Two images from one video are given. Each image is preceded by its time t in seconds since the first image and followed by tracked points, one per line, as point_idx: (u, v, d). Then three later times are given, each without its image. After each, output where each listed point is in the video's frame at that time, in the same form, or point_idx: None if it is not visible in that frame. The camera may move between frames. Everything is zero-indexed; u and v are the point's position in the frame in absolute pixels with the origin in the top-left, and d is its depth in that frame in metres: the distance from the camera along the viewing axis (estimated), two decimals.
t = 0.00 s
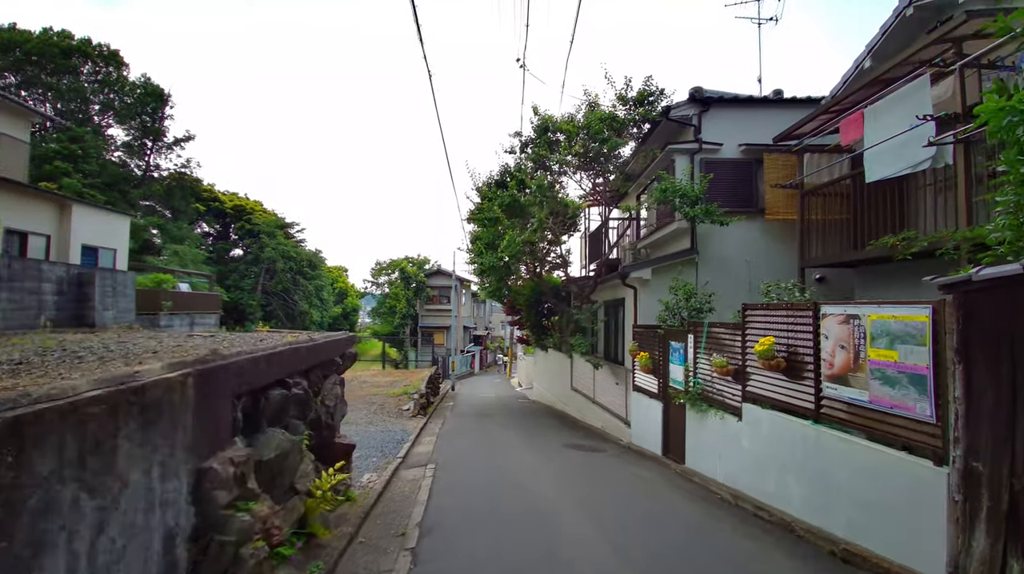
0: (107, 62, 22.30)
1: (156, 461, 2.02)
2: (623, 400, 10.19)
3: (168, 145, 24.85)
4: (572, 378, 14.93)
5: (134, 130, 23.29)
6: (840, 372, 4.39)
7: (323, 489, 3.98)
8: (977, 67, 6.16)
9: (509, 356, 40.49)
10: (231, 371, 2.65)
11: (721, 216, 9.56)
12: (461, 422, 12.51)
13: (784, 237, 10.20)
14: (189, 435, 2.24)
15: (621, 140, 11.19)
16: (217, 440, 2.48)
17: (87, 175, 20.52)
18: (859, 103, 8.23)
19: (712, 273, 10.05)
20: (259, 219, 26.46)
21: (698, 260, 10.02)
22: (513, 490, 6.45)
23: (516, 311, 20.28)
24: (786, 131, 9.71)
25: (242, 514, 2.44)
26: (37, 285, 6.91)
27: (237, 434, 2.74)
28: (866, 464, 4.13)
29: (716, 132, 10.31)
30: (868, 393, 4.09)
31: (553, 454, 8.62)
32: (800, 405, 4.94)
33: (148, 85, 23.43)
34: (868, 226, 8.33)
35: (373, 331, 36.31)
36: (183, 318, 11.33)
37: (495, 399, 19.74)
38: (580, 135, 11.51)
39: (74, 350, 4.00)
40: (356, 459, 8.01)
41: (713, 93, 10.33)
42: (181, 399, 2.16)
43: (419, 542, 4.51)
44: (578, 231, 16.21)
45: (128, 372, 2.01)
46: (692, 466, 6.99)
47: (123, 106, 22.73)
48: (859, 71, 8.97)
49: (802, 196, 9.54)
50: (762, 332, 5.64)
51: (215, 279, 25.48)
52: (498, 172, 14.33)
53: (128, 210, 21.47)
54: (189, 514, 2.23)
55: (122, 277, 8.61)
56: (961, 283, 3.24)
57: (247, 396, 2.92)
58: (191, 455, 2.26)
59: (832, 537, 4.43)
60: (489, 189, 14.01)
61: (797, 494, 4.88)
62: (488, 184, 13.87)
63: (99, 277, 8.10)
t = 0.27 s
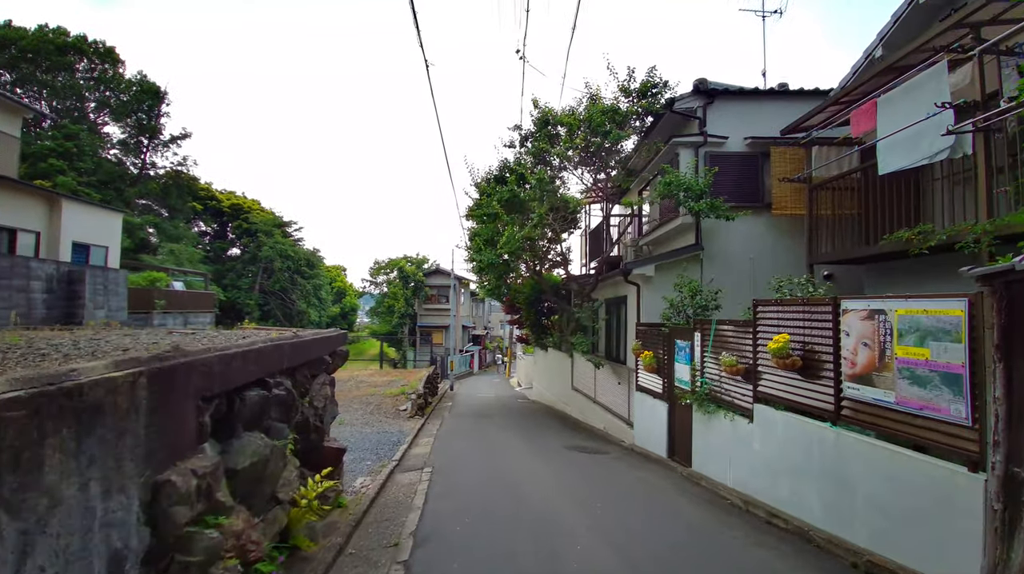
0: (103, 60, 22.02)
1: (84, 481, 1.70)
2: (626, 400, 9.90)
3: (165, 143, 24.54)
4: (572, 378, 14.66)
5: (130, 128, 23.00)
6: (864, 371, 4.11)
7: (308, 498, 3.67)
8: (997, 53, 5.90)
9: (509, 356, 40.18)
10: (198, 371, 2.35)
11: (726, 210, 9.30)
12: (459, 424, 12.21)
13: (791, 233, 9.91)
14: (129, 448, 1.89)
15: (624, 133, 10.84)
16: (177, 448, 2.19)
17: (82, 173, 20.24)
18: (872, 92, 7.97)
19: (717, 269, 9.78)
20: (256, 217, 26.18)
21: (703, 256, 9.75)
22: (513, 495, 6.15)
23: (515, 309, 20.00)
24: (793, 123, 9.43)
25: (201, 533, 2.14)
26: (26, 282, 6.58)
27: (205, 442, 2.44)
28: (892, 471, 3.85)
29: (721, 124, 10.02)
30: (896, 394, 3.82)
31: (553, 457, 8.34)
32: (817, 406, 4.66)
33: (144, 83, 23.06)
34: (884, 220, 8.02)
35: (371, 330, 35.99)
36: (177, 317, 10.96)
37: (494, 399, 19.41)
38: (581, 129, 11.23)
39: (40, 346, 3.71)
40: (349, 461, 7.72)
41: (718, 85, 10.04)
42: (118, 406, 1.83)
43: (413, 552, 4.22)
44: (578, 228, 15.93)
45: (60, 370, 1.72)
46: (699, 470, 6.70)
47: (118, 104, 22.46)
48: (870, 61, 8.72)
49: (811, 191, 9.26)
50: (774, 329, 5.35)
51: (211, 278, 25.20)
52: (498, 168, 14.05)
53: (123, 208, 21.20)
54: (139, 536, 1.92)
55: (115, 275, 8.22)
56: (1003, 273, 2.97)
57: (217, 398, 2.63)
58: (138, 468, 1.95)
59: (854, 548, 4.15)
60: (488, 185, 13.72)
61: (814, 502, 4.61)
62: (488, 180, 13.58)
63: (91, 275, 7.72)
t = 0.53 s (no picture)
0: (101, 58, 21.70)
1: (18, 505, 1.45)
2: (631, 401, 9.66)
3: (163, 142, 24.24)
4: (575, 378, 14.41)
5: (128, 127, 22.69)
6: (892, 373, 3.88)
7: (299, 510, 3.41)
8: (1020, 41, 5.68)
9: (509, 355, 39.98)
10: (169, 375, 2.10)
11: (733, 206, 9.05)
12: (458, 425, 11.94)
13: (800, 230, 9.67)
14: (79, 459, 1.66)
15: (629, 128, 10.51)
16: (146, 460, 1.95)
17: (78, 172, 19.96)
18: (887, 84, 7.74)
19: (724, 267, 9.53)
20: (256, 217, 25.99)
21: (709, 253, 9.50)
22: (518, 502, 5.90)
23: (515, 309, 19.75)
24: (803, 117, 9.19)
25: (172, 558, 1.88)
26: (18, 282, 5.99)
27: (179, 454, 2.19)
28: (923, 479, 3.64)
29: (728, 119, 9.76)
30: (930, 397, 3.59)
31: (557, 460, 8.09)
32: (841, 409, 4.42)
33: (142, 81, 22.63)
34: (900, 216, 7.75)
35: (370, 330, 35.73)
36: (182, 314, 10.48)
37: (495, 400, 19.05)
38: (584, 125, 10.96)
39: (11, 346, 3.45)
40: (344, 465, 7.46)
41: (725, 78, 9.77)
42: (64, 415, 1.59)
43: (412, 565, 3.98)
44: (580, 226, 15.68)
45: None
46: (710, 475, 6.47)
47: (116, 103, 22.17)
48: (882, 53, 8.50)
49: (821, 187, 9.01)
50: (791, 327, 5.11)
51: (210, 277, 24.93)
52: (499, 165, 13.79)
53: (120, 207, 20.94)
54: (95, 566, 1.67)
55: (112, 276, 7.66)
56: None
57: (197, 402, 2.39)
58: (93, 487, 1.71)
59: (883, 561, 3.92)
60: (489, 181, 13.45)
61: (839, 511, 4.38)
62: (489, 177, 13.32)
63: (85, 277, 7.16)
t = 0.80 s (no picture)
0: (99, 56, 21.42)
1: None
2: (638, 401, 9.38)
3: (161, 140, 23.87)
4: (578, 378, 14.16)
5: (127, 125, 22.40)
6: (932, 371, 3.63)
7: (292, 521, 3.12)
8: None
9: (509, 355, 39.80)
10: (133, 373, 1.83)
11: (744, 201, 8.77)
12: (460, 426, 11.66)
13: (812, 226, 9.37)
14: (1, 479, 1.37)
15: (636, 118, 10.13)
16: (108, 472, 1.70)
17: (76, 170, 19.66)
18: (906, 72, 7.48)
19: (734, 263, 9.25)
20: (255, 216, 25.75)
21: (719, 250, 9.22)
22: (526, 509, 5.62)
23: (517, 308, 19.47)
24: (816, 109, 8.92)
25: None
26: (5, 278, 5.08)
27: (146, 464, 1.92)
28: (965, 486, 3.39)
29: (738, 111, 9.48)
30: (975, 398, 3.34)
31: (563, 463, 7.81)
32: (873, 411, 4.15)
33: (140, 79, 22.37)
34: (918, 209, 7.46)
35: (370, 330, 35.52)
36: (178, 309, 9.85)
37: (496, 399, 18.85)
38: (589, 118, 10.67)
39: None
40: (340, 468, 7.17)
41: (735, 69, 9.49)
42: None
43: None
44: (583, 224, 15.41)
45: None
46: (725, 479, 6.19)
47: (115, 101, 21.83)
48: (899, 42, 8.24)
49: (835, 180, 8.74)
50: (814, 324, 4.83)
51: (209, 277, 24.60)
52: (501, 161, 13.52)
53: (118, 205, 20.65)
54: None
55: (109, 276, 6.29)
56: None
57: (174, 403, 2.13)
58: (38, 506, 1.45)
59: None
60: (491, 177, 13.16)
61: (872, 519, 4.12)
62: (491, 172, 13.04)
63: (81, 274, 5.95)
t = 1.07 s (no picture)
0: (96, 54, 20.92)
1: None
2: (643, 403, 9.14)
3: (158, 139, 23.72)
4: (580, 378, 13.92)
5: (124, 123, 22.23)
6: (967, 375, 3.40)
7: (279, 539, 2.86)
8: None
9: (509, 355, 39.58)
10: (86, 381, 1.59)
11: (752, 199, 8.53)
12: (459, 428, 11.40)
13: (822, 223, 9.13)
14: None
15: (643, 112, 9.94)
16: (52, 500, 1.45)
17: (72, 169, 19.35)
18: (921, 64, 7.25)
19: (742, 262, 9.01)
20: (253, 215, 25.47)
21: (726, 248, 8.97)
22: (530, 516, 5.39)
23: (517, 308, 19.21)
24: (826, 103, 8.69)
25: None
26: None
27: (104, 486, 1.68)
28: (1003, 497, 3.17)
29: (745, 106, 9.24)
30: (1015, 404, 3.11)
31: (567, 467, 7.58)
32: (899, 417, 3.92)
33: (138, 77, 22.35)
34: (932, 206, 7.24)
35: (369, 330, 35.26)
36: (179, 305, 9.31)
37: (496, 400, 18.61)
38: (593, 112, 10.42)
39: None
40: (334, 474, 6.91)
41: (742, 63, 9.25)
42: None
43: None
44: (585, 222, 15.15)
45: None
46: (736, 485, 5.97)
47: (111, 100, 21.54)
48: (912, 33, 8.02)
49: (846, 176, 8.50)
50: (833, 325, 4.61)
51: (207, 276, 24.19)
52: (502, 158, 13.26)
53: (115, 204, 20.35)
54: None
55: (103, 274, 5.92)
56: None
57: (139, 414, 1.89)
58: None
59: None
60: (491, 174, 12.90)
61: (898, 530, 3.90)
62: (492, 170, 12.79)
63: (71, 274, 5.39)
